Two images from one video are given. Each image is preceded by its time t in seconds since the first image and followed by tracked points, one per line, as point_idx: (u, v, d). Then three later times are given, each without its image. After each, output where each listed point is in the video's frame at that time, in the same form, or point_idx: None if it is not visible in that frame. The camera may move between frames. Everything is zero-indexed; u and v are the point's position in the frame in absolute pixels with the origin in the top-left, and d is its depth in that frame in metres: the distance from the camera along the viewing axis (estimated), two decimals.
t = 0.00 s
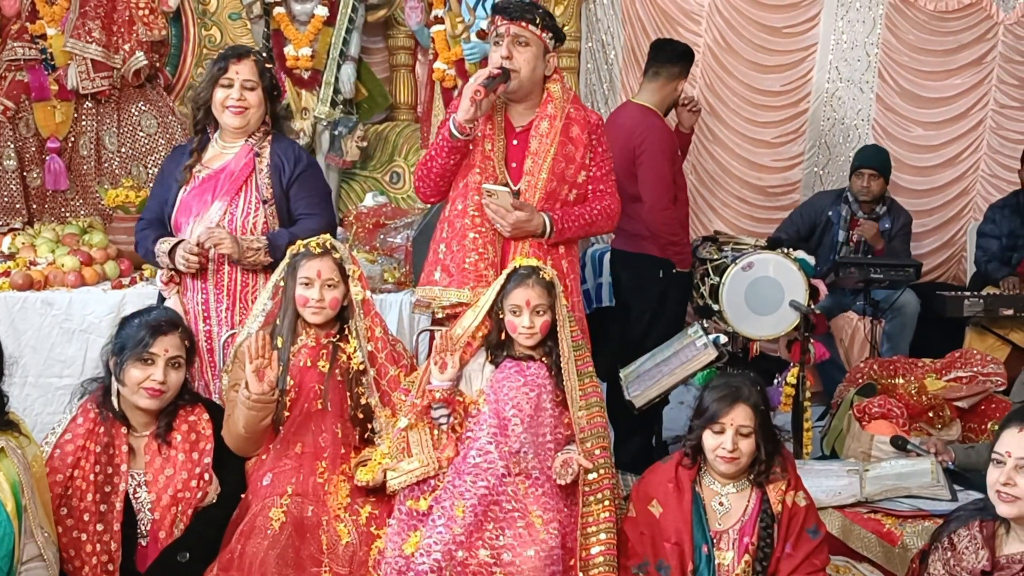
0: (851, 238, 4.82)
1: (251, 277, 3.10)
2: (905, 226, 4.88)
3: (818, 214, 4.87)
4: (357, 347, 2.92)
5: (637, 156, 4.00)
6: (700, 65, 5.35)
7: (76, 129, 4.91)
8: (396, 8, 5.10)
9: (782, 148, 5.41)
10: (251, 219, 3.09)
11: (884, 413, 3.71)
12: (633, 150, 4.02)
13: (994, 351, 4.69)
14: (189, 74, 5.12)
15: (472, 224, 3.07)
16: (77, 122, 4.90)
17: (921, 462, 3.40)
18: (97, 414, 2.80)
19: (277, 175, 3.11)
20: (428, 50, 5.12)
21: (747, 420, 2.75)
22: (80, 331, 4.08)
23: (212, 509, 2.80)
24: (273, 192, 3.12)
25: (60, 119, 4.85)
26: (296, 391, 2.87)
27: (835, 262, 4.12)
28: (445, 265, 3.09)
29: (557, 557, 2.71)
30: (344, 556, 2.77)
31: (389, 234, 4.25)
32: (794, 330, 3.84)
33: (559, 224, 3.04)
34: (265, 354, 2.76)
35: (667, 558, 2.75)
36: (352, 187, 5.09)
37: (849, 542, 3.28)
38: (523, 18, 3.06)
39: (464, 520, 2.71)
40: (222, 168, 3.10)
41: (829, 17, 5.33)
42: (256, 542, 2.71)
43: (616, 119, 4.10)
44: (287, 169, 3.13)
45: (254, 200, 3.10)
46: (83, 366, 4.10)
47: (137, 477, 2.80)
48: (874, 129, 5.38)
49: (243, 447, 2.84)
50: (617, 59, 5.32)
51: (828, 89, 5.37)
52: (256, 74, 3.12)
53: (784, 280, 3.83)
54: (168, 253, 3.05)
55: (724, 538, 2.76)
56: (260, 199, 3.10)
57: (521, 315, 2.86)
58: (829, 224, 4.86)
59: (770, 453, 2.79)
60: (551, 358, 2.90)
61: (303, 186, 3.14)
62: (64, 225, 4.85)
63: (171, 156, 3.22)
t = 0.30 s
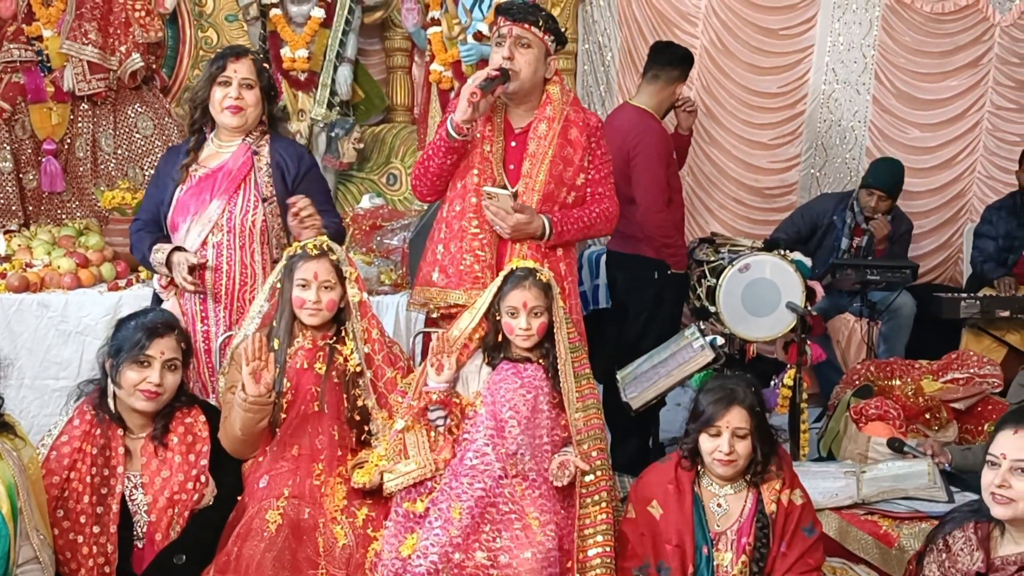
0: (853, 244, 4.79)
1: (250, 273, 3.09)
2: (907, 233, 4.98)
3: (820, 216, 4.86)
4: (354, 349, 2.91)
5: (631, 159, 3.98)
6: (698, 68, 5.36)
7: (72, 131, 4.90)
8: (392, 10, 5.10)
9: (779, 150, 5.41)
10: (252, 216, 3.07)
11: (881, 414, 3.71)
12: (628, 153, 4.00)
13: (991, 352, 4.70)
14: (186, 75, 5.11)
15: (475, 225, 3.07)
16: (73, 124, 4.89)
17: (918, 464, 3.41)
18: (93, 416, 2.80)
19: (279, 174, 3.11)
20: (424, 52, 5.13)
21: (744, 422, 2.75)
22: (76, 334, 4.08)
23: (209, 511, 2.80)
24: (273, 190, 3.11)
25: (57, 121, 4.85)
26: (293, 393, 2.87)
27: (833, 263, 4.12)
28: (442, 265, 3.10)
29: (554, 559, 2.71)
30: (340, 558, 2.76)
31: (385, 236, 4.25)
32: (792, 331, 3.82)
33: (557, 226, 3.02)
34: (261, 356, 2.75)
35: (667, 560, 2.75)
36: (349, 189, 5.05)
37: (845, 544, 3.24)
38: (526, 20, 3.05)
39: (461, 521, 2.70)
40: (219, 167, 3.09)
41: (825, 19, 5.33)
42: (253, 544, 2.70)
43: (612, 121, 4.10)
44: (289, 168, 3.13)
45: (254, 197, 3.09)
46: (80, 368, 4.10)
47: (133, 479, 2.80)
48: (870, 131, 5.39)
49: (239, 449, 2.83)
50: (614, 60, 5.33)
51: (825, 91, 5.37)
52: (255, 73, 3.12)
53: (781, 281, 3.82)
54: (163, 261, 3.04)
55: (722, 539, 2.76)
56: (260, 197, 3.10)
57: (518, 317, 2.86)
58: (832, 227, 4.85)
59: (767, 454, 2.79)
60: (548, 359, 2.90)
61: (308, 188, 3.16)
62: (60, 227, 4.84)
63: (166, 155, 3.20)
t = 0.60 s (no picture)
0: (854, 248, 4.79)
1: (255, 276, 3.08)
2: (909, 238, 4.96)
3: (822, 220, 4.87)
4: (351, 351, 2.92)
5: (626, 162, 3.98)
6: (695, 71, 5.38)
7: (69, 134, 4.89)
8: (389, 13, 5.10)
9: (776, 152, 5.42)
10: (258, 218, 3.08)
11: (878, 416, 3.71)
12: (623, 155, 4.00)
13: (988, 355, 4.70)
14: (183, 78, 5.16)
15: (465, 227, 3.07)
16: (70, 127, 4.89)
17: (915, 466, 3.41)
18: (90, 419, 2.80)
19: (285, 177, 3.13)
20: (422, 54, 5.13)
21: (742, 425, 2.75)
22: (73, 336, 4.09)
23: (206, 514, 2.80)
24: (280, 192, 3.12)
25: (54, 124, 4.82)
26: (290, 397, 2.86)
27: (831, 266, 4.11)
28: (428, 265, 3.10)
29: (552, 562, 2.71)
30: (337, 561, 2.76)
31: (383, 239, 4.25)
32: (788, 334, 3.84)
33: (546, 228, 3.03)
34: (259, 359, 2.75)
35: (663, 564, 2.75)
36: (345, 192, 5.07)
37: (843, 546, 3.25)
38: (515, 22, 3.09)
39: (459, 524, 2.70)
40: (225, 167, 3.07)
41: (822, 22, 5.33)
42: (250, 547, 2.70)
43: (608, 123, 4.10)
44: (295, 171, 3.15)
45: (260, 199, 3.09)
46: (77, 371, 4.10)
47: (130, 483, 2.80)
48: (867, 133, 5.39)
49: (237, 453, 2.82)
50: (611, 63, 5.36)
51: (821, 94, 5.38)
52: (258, 72, 3.12)
53: (779, 284, 3.82)
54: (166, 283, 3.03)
55: (719, 543, 2.77)
56: (266, 198, 3.10)
57: (516, 320, 2.86)
58: (834, 230, 4.84)
59: (765, 457, 2.79)
60: (546, 362, 2.90)
61: (314, 192, 3.19)
62: (57, 230, 4.83)
63: (168, 153, 3.19)
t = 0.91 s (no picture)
0: (854, 251, 4.80)
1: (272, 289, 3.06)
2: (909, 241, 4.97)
3: (823, 222, 4.87)
4: (351, 354, 2.91)
5: (625, 163, 3.98)
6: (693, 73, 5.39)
7: (68, 136, 4.89)
8: (388, 15, 5.11)
9: (775, 155, 5.42)
10: (277, 231, 3.07)
11: (877, 419, 3.64)
12: (622, 157, 4.00)
13: (987, 357, 4.71)
14: (182, 81, 5.16)
15: (455, 229, 3.06)
16: (70, 130, 4.89)
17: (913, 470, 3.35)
18: (90, 422, 2.79)
19: (298, 189, 3.14)
20: (421, 57, 5.13)
21: (741, 428, 2.75)
22: (72, 339, 4.09)
23: (206, 517, 2.80)
24: (295, 204, 3.13)
25: (52, 127, 4.83)
26: (289, 399, 2.86)
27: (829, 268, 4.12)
28: (419, 268, 3.08)
29: (551, 565, 2.71)
30: (337, 564, 2.76)
31: (382, 241, 4.27)
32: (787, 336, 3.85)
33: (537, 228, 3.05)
34: (258, 363, 2.75)
35: (662, 567, 2.75)
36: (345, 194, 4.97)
37: (844, 548, 3.27)
38: (495, 21, 3.09)
39: (458, 527, 2.70)
40: (241, 179, 3.06)
41: (821, 25, 5.34)
42: (250, 550, 2.69)
43: (606, 126, 4.12)
44: (307, 182, 3.16)
45: (277, 212, 3.09)
46: (76, 374, 4.11)
47: (130, 486, 2.80)
48: (866, 136, 5.40)
49: (236, 456, 2.82)
50: (610, 66, 5.38)
51: (820, 96, 5.38)
52: (268, 77, 3.12)
53: (779, 287, 3.83)
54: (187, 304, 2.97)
55: (718, 545, 2.78)
56: (283, 211, 3.10)
57: (515, 322, 2.86)
58: (835, 233, 4.84)
59: (764, 459, 2.80)
60: (545, 365, 2.91)
61: (324, 204, 3.20)
62: (56, 233, 4.83)
63: (175, 162, 3.14)
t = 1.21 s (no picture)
0: (853, 252, 4.81)
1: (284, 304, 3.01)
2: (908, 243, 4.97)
3: (822, 224, 4.87)
4: (351, 356, 2.91)
5: (623, 165, 3.98)
6: (692, 75, 5.38)
7: (67, 139, 4.88)
8: (388, 17, 5.12)
9: (774, 157, 5.43)
10: (290, 247, 3.01)
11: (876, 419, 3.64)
12: (620, 158, 4.00)
13: (987, 358, 4.71)
14: (181, 83, 5.17)
15: (452, 237, 3.04)
16: (69, 132, 4.88)
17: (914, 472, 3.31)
18: (89, 424, 2.80)
19: (310, 202, 3.08)
20: (420, 59, 5.14)
21: (737, 430, 2.76)
22: (71, 341, 4.09)
23: (205, 519, 2.80)
24: (306, 218, 3.08)
25: (52, 129, 4.84)
26: (289, 401, 2.86)
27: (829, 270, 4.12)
28: (423, 276, 3.05)
29: (551, 566, 2.71)
30: (337, 566, 2.75)
31: (381, 243, 4.29)
32: (787, 338, 3.85)
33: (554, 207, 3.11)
34: (257, 364, 2.75)
35: (661, 568, 2.76)
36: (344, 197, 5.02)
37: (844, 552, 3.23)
38: (487, 26, 3.05)
39: (458, 529, 2.70)
40: (252, 194, 2.99)
41: (820, 26, 5.34)
42: (249, 552, 2.69)
43: (604, 129, 4.11)
44: (319, 195, 3.11)
45: (290, 227, 3.02)
46: (75, 376, 4.10)
47: (129, 488, 2.80)
48: (865, 137, 5.40)
49: (235, 457, 2.82)
50: (609, 68, 5.38)
51: (819, 98, 5.38)
52: (277, 83, 3.06)
53: (778, 289, 3.82)
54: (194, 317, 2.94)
55: (718, 546, 2.78)
56: (296, 226, 3.04)
57: (514, 324, 2.86)
58: (834, 235, 4.84)
59: (762, 461, 2.80)
60: (545, 367, 2.91)
61: (335, 217, 3.14)
62: (56, 236, 4.83)
63: (182, 170, 3.05)
